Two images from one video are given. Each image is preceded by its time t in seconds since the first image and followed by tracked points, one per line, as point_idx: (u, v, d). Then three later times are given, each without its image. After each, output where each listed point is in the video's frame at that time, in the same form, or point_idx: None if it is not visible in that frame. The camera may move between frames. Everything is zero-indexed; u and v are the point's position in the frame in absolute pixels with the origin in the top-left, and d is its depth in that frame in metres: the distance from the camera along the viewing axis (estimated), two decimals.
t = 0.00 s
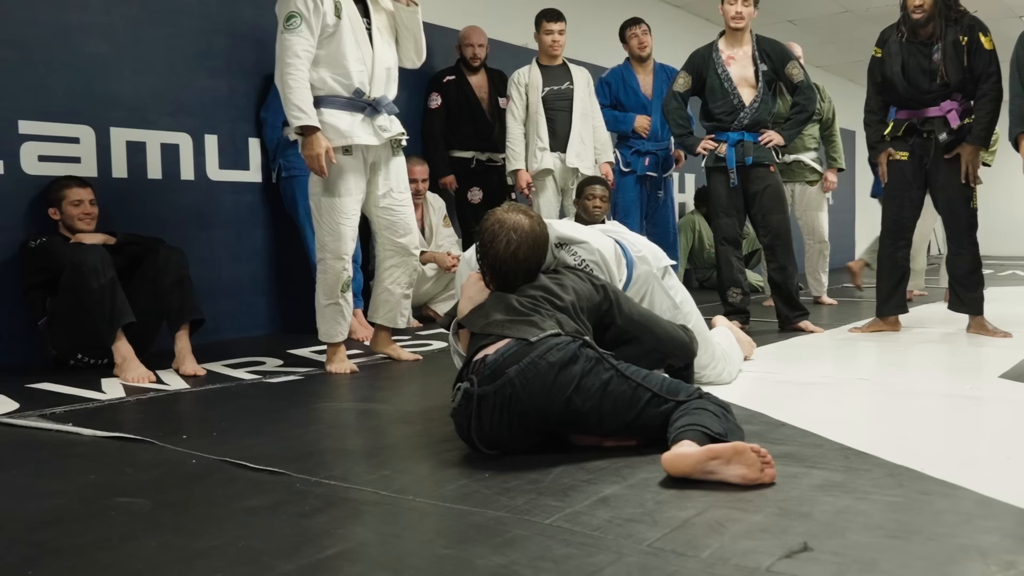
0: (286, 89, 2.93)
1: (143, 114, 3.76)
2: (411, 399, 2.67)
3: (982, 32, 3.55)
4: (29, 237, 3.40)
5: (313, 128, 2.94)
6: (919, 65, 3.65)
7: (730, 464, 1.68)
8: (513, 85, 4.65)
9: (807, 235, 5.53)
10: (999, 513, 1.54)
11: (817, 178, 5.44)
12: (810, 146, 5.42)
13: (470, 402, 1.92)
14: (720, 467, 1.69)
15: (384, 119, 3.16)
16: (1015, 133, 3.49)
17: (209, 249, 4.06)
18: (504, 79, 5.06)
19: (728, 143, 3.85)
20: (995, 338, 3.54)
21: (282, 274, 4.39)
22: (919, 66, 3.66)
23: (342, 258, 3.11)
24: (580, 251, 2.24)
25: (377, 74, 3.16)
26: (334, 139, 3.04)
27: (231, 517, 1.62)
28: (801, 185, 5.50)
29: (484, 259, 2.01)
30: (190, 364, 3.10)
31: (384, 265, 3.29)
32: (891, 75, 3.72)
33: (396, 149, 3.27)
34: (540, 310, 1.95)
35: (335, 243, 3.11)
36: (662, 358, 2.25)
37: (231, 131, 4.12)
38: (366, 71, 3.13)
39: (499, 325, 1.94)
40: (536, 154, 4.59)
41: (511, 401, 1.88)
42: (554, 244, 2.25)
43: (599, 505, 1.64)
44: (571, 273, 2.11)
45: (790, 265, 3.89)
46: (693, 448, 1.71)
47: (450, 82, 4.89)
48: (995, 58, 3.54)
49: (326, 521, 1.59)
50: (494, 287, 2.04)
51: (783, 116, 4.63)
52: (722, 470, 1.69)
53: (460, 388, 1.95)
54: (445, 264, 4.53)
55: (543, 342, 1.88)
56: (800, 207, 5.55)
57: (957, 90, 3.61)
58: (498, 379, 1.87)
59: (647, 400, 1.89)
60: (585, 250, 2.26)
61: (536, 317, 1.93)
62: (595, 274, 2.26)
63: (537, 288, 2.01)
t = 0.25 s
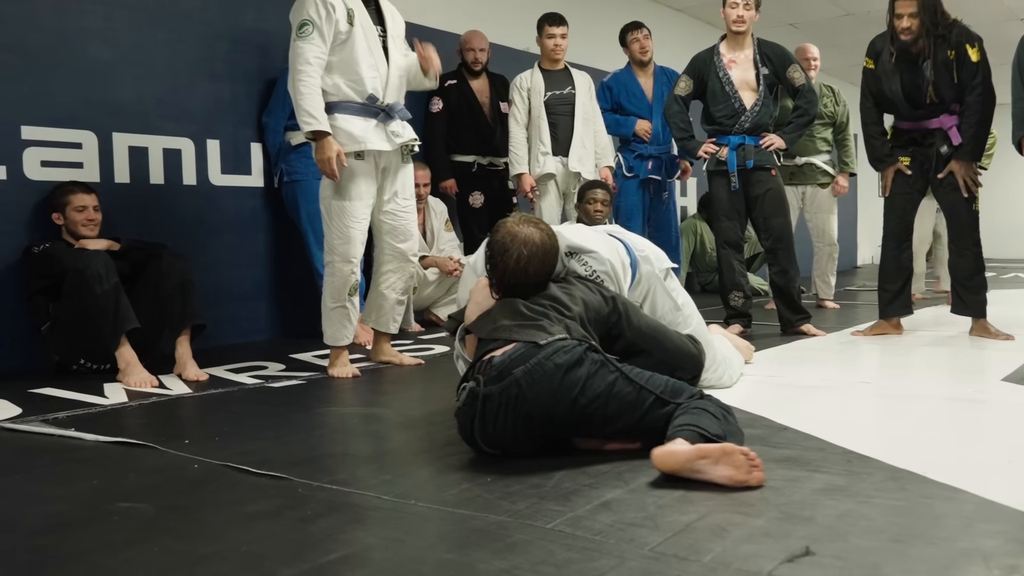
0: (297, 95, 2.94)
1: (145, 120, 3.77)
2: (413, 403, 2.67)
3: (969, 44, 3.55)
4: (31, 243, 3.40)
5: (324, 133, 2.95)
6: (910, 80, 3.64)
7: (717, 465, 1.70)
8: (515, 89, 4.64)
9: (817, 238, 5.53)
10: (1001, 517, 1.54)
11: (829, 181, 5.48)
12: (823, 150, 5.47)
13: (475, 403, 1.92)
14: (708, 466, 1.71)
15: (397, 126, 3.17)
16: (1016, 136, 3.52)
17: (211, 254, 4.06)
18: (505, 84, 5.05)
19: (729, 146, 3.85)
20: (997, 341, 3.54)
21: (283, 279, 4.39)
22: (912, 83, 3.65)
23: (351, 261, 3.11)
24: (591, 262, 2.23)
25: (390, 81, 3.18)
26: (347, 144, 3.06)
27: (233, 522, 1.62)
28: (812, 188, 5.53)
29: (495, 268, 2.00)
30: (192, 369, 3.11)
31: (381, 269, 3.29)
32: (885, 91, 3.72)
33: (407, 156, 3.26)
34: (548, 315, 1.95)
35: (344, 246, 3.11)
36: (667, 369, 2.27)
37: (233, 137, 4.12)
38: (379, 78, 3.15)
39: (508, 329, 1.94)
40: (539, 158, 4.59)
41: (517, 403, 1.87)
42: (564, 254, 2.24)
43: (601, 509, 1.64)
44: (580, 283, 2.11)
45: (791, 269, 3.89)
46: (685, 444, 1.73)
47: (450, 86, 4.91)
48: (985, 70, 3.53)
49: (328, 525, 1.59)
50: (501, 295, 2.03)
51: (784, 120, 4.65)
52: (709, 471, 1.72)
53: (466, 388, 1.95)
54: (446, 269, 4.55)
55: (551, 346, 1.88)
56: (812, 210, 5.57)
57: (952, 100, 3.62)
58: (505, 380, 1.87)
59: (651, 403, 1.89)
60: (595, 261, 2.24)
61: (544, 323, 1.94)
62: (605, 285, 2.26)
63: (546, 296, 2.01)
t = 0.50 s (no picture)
0: (301, 94, 2.97)
1: (146, 124, 3.77)
2: (413, 406, 2.67)
3: (962, 68, 3.48)
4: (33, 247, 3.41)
5: (329, 134, 2.97)
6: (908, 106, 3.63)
7: (665, 467, 1.75)
8: (516, 93, 4.65)
9: (823, 240, 5.53)
10: (1002, 519, 1.54)
11: (839, 185, 5.41)
12: (832, 153, 5.38)
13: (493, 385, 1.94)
14: (657, 469, 1.76)
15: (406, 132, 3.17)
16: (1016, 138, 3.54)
17: (212, 258, 4.06)
18: (506, 88, 5.05)
19: (729, 149, 3.85)
20: (998, 343, 3.54)
21: (284, 283, 4.40)
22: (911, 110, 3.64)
23: (358, 263, 3.11)
24: (623, 278, 2.15)
25: (402, 87, 3.17)
26: (353, 147, 3.07)
27: (234, 526, 1.62)
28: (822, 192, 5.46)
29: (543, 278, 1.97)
30: (193, 373, 3.11)
31: (382, 270, 3.30)
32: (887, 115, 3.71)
33: (413, 162, 3.25)
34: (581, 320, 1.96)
35: (350, 249, 3.11)
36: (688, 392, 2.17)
37: (233, 141, 4.13)
38: (391, 83, 3.14)
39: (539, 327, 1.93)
40: (539, 162, 4.59)
41: (533, 392, 1.89)
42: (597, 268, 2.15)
43: (601, 512, 1.63)
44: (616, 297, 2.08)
45: (792, 271, 3.89)
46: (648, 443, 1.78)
47: (451, 90, 4.90)
48: (982, 93, 3.47)
49: (329, 529, 1.59)
50: (535, 300, 2.04)
51: (784, 122, 4.67)
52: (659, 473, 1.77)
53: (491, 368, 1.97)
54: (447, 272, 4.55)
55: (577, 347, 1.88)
56: (817, 211, 5.57)
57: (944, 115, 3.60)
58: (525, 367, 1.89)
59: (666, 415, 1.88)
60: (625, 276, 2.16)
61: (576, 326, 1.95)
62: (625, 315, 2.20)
63: (583, 303, 2.01)
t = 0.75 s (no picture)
0: (295, 86, 3.01)
1: (146, 126, 3.78)
2: (413, 408, 2.67)
3: (959, 83, 3.48)
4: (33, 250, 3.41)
5: (321, 125, 3.00)
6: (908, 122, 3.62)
7: (669, 464, 1.74)
8: (516, 95, 4.66)
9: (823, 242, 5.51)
10: (1002, 520, 1.54)
11: (840, 186, 5.41)
12: (834, 154, 5.39)
13: (528, 327, 1.99)
14: (661, 463, 1.76)
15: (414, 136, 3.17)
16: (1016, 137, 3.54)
17: (212, 260, 4.07)
18: (506, 90, 5.06)
19: (729, 150, 3.85)
20: (998, 344, 3.53)
21: (285, 284, 4.40)
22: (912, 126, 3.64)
23: (365, 264, 3.11)
24: (647, 269, 2.26)
25: (413, 91, 3.18)
26: (359, 148, 3.07)
27: (234, 528, 1.62)
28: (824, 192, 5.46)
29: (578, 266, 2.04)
30: (193, 375, 3.11)
31: (384, 271, 3.30)
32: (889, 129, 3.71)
33: (420, 166, 3.26)
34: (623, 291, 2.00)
35: (358, 250, 3.10)
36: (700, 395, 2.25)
37: (234, 143, 4.13)
38: (401, 87, 3.15)
39: (579, 287, 1.99)
40: (539, 163, 4.60)
41: (565, 335, 1.92)
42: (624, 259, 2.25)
43: (601, 514, 1.63)
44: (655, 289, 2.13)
45: (792, 272, 3.90)
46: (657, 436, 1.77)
47: (451, 92, 4.90)
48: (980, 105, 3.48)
49: (329, 531, 1.59)
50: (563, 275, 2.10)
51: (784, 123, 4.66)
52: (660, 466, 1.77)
53: (530, 314, 2.02)
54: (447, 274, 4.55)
55: (617, 303, 1.94)
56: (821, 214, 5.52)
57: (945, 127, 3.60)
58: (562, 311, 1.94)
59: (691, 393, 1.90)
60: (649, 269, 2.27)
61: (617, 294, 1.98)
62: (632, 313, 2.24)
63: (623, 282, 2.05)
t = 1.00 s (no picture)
0: (301, 90, 3.01)
1: (146, 132, 3.78)
2: (413, 413, 2.67)
3: (954, 100, 3.48)
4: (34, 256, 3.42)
5: (331, 129, 3.04)
6: (907, 139, 3.65)
7: (672, 466, 1.73)
8: (515, 100, 4.67)
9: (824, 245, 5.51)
10: (1003, 525, 1.54)
11: (842, 190, 5.40)
12: (836, 158, 5.38)
13: (556, 295, 2.10)
14: (664, 462, 1.74)
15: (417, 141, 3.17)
16: (1015, 140, 3.52)
17: (213, 265, 4.07)
18: (506, 95, 5.07)
19: (729, 155, 3.85)
20: (1000, 348, 3.53)
21: (285, 290, 4.40)
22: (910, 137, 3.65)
23: (367, 268, 3.10)
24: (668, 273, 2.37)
25: (416, 97, 3.19)
26: (363, 153, 3.07)
27: (235, 534, 1.62)
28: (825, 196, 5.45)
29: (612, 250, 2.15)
30: (194, 381, 3.11)
31: (385, 276, 3.31)
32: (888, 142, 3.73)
33: (423, 172, 3.27)
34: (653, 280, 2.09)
35: (360, 254, 3.10)
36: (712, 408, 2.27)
37: (234, 148, 4.14)
38: (404, 94, 3.16)
39: (611, 266, 2.10)
40: (539, 168, 4.60)
41: (590, 304, 2.03)
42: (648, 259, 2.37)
43: (602, 519, 1.63)
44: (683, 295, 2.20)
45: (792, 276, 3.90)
46: (669, 436, 1.74)
47: (450, 97, 4.93)
48: (976, 121, 3.47)
49: (330, 537, 1.59)
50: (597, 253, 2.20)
51: (784, 127, 4.66)
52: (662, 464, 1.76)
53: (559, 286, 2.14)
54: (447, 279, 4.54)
55: (644, 284, 2.03)
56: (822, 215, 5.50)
57: (941, 142, 3.60)
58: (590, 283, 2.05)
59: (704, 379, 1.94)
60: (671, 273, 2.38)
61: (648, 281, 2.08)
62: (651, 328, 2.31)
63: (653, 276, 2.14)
